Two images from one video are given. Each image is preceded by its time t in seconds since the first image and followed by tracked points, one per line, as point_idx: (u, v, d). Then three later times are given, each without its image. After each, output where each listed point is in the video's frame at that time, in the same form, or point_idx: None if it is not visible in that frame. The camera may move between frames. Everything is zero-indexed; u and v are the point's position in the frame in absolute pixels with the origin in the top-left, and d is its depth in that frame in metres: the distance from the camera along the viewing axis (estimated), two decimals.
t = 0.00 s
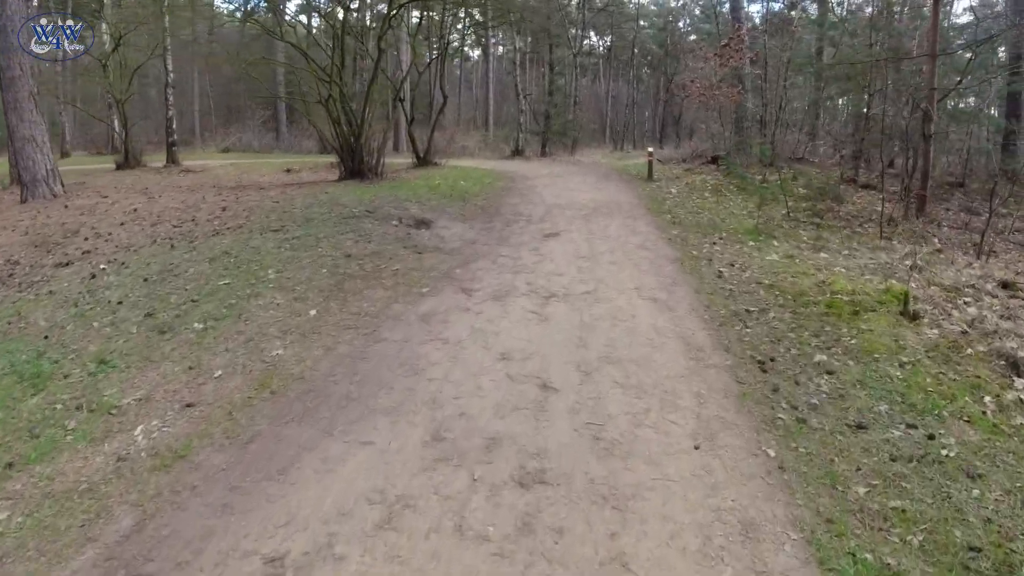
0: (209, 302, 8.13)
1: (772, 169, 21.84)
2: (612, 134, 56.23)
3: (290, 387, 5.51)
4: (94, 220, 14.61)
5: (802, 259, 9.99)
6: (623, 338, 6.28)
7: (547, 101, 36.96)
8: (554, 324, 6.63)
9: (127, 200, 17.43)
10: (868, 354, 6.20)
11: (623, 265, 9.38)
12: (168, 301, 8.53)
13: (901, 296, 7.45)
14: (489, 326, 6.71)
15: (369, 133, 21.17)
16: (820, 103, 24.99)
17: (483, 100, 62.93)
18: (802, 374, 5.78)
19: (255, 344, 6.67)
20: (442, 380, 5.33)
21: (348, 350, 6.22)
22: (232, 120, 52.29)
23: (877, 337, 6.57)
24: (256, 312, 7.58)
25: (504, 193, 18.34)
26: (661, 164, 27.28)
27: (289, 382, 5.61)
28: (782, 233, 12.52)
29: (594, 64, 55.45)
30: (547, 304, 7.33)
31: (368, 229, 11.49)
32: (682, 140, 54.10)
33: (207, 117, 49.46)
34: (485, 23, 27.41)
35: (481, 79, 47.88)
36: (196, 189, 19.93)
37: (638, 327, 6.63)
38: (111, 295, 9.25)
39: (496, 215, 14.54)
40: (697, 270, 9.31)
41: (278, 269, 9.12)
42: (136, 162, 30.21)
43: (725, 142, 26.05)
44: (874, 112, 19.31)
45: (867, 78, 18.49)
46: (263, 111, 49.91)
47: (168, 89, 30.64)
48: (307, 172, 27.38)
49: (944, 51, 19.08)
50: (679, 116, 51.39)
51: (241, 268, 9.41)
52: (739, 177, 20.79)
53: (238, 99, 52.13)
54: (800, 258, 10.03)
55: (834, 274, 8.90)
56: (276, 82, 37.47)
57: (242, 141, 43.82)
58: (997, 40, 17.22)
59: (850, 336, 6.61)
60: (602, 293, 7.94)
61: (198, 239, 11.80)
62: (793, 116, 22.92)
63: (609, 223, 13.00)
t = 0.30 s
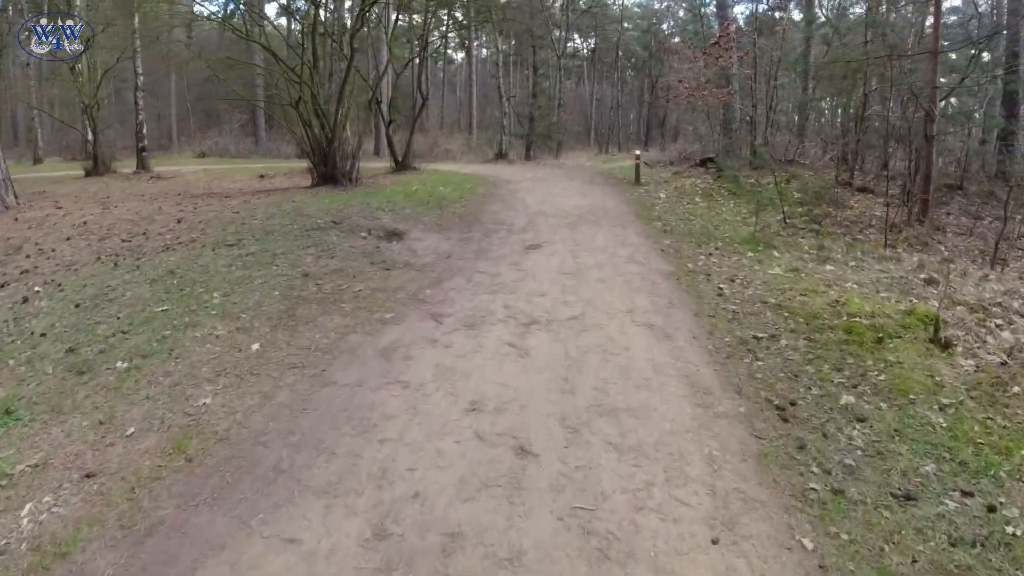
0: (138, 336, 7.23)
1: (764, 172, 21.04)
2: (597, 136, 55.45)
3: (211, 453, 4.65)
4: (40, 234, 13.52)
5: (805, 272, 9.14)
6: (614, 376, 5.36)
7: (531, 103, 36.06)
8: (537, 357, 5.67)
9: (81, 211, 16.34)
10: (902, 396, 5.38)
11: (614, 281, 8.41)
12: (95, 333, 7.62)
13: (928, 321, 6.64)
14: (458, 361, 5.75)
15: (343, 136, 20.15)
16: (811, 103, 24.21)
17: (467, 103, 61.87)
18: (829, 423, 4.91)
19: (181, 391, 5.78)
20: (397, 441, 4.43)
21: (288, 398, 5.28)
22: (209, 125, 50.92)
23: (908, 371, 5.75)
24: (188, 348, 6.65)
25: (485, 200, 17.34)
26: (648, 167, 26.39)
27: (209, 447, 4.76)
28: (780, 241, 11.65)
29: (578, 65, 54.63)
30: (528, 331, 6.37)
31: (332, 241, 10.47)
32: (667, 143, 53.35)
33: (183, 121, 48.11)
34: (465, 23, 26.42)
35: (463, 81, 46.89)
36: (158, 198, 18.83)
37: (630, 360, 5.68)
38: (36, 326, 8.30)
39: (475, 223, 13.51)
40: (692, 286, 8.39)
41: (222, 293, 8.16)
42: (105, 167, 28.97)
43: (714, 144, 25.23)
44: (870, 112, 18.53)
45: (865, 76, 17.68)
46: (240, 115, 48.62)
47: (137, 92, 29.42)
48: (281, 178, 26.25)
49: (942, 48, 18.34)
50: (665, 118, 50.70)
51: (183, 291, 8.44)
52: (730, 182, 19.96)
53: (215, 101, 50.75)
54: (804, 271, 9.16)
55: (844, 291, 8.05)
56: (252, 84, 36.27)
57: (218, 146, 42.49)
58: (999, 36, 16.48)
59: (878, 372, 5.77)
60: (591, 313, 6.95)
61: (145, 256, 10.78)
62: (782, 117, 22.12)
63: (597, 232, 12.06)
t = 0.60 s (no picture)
0: (63, 378, 6.55)
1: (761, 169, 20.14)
2: (585, 136, 54.56)
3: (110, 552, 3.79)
4: None
5: (819, 281, 8.26)
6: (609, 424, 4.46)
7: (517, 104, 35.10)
8: (518, 401, 4.71)
9: (37, 228, 15.35)
10: (958, 442, 4.55)
11: (608, 296, 7.44)
12: (16, 377, 6.83)
13: (973, 345, 5.81)
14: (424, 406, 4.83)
15: (317, 142, 19.18)
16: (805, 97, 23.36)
17: (453, 105, 60.83)
18: (878, 483, 4.08)
19: (91, 455, 4.97)
20: (341, 535, 3.54)
21: (211, 471, 4.40)
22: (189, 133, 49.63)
23: (960, 409, 4.91)
24: (111, 396, 5.88)
25: (468, 205, 16.35)
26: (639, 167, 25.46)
27: (106, 538, 3.95)
28: (785, 246, 10.76)
29: (564, 65, 53.74)
30: (509, 365, 5.40)
31: (295, 256, 9.52)
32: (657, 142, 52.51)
33: (162, 130, 46.80)
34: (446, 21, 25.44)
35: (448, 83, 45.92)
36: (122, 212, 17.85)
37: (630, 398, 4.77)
38: None
39: (455, 230, 12.51)
40: (695, 300, 7.48)
41: (162, 326, 7.34)
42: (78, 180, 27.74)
43: (707, 142, 24.32)
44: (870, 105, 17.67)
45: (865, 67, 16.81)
46: (220, 122, 47.44)
47: (109, 101, 28.30)
48: (258, 186, 25.20)
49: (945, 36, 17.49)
50: (654, 117, 49.89)
51: (120, 323, 7.67)
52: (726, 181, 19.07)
53: (194, 109, 49.50)
54: (818, 280, 8.28)
55: (867, 304, 7.18)
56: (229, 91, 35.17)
57: (197, 154, 41.27)
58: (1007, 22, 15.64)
59: (924, 410, 4.94)
60: (582, 338, 5.98)
61: (91, 280, 9.88)
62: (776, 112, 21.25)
63: (588, 239, 11.08)
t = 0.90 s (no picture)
0: None
1: (751, 164, 19.36)
2: (568, 132, 53.77)
3: None
4: None
5: (830, 289, 7.49)
6: (604, 491, 3.67)
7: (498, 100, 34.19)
8: (494, 463, 3.91)
9: None
10: None
11: (598, 312, 6.59)
12: None
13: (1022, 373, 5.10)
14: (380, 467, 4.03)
15: (286, 143, 18.15)
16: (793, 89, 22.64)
17: (433, 103, 59.70)
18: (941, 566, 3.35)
19: None
20: None
21: (111, 567, 3.66)
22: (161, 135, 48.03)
23: (1020, 456, 4.20)
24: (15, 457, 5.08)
25: (445, 207, 15.42)
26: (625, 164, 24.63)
27: None
28: (786, 248, 9.99)
29: (545, 61, 52.86)
30: (483, 408, 4.55)
31: (249, 272, 8.63)
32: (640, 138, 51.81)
33: (132, 132, 45.18)
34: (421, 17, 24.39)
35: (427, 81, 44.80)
36: (78, 222, 16.83)
37: (627, 452, 3.99)
38: None
39: (430, 236, 11.59)
40: (697, 315, 6.64)
41: (89, 363, 6.52)
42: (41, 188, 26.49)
43: (695, 137, 23.52)
44: (864, 95, 16.94)
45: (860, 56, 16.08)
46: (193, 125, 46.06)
47: (70, 105, 27.01)
48: (228, 190, 24.10)
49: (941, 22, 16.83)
50: (637, 112, 49.16)
51: (44, 359, 6.87)
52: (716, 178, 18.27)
53: (165, 111, 47.99)
54: (829, 289, 7.51)
55: (890, 319, 6.44)
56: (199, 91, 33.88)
57: (169, 157, 39.84)
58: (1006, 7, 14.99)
59: (979, 458, 4.21)
60: (570, 368, 5.13)
61: (23, 305, 8.96)
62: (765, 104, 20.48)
63: (574, 245, 10.21)
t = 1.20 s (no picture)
0: None
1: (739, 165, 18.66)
2: (548, 133, 53.05)
3: None
4: None
5: (845, 305, 6.76)
6: None
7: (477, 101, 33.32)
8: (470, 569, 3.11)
9: None
10: None
11: (589, 339, 5.76)
12: None
13: None
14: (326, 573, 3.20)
15: (251, 148, 17.12)
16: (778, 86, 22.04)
17: (411, 105, 58.63)
18: None
19: None
20: None
21: None
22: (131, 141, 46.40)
23: None
24: None
25: (421, 213, 14.53)
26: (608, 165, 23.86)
27: None
28: (787, 255, 9.25)
29: (524, 62, 52.11)
30: (455, 480, 3.73)
31: (196, 297, 7.70)
32: (620, 138, 51.34)
33: (98, 138, 43.52)
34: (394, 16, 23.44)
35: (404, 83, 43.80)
36: (27, 237, 15.69)
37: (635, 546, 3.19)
38: None
39: (401, 247, 10.71)
40: (701, 340, 5.83)
41: None
42: None
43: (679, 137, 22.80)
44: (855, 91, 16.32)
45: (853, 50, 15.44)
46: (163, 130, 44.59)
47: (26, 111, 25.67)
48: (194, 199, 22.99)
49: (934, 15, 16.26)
50: (617, 112, 48.58)
51: None
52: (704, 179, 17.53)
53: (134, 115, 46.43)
54: (844, 306, 6.77)
55: (918, 344, 5.74)
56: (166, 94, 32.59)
57: (139, 164, 38.42)
58: None
59: None
60: (559, 416, 4.32)
61: None
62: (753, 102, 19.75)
63: (558, 257, 9.37)
